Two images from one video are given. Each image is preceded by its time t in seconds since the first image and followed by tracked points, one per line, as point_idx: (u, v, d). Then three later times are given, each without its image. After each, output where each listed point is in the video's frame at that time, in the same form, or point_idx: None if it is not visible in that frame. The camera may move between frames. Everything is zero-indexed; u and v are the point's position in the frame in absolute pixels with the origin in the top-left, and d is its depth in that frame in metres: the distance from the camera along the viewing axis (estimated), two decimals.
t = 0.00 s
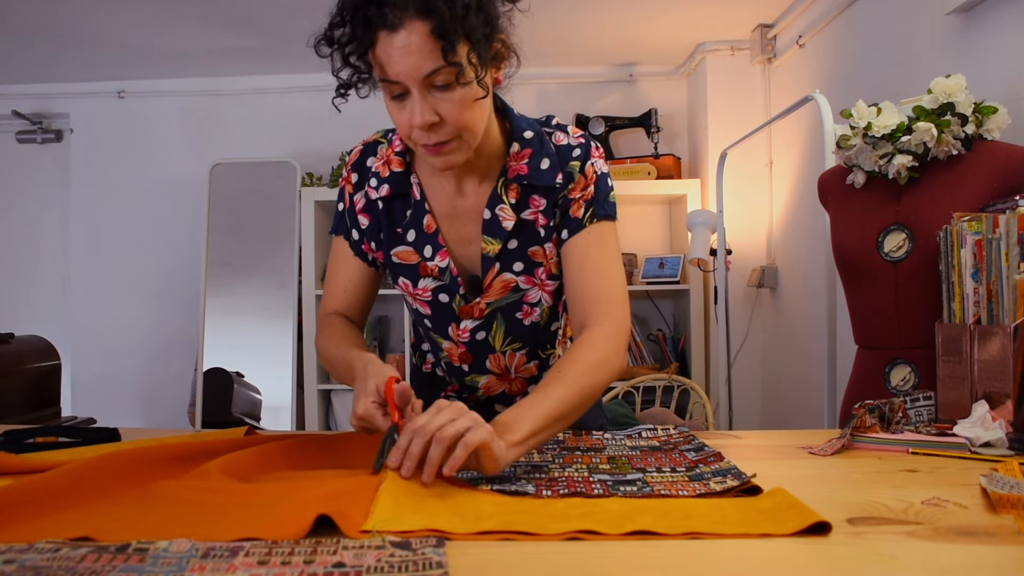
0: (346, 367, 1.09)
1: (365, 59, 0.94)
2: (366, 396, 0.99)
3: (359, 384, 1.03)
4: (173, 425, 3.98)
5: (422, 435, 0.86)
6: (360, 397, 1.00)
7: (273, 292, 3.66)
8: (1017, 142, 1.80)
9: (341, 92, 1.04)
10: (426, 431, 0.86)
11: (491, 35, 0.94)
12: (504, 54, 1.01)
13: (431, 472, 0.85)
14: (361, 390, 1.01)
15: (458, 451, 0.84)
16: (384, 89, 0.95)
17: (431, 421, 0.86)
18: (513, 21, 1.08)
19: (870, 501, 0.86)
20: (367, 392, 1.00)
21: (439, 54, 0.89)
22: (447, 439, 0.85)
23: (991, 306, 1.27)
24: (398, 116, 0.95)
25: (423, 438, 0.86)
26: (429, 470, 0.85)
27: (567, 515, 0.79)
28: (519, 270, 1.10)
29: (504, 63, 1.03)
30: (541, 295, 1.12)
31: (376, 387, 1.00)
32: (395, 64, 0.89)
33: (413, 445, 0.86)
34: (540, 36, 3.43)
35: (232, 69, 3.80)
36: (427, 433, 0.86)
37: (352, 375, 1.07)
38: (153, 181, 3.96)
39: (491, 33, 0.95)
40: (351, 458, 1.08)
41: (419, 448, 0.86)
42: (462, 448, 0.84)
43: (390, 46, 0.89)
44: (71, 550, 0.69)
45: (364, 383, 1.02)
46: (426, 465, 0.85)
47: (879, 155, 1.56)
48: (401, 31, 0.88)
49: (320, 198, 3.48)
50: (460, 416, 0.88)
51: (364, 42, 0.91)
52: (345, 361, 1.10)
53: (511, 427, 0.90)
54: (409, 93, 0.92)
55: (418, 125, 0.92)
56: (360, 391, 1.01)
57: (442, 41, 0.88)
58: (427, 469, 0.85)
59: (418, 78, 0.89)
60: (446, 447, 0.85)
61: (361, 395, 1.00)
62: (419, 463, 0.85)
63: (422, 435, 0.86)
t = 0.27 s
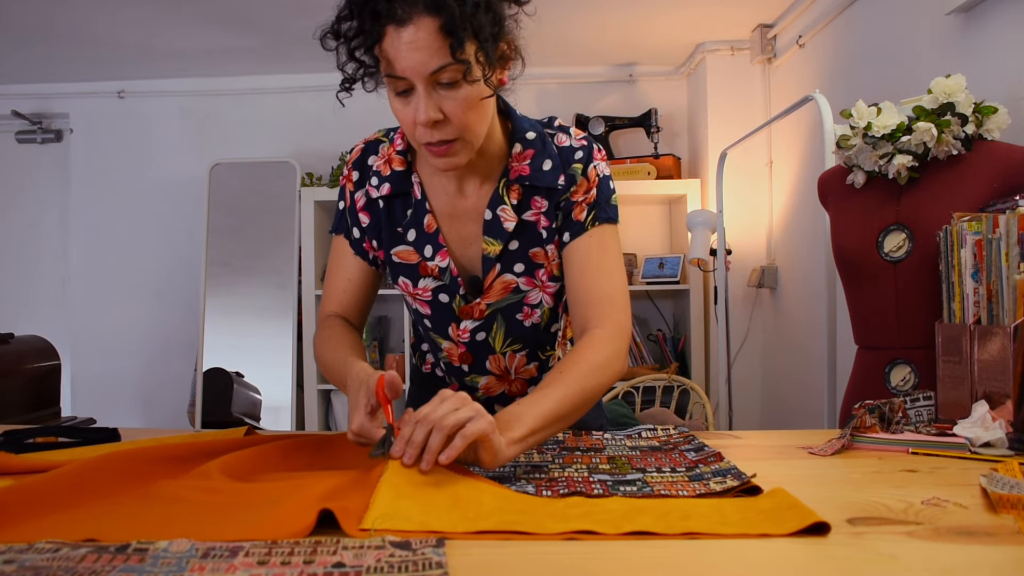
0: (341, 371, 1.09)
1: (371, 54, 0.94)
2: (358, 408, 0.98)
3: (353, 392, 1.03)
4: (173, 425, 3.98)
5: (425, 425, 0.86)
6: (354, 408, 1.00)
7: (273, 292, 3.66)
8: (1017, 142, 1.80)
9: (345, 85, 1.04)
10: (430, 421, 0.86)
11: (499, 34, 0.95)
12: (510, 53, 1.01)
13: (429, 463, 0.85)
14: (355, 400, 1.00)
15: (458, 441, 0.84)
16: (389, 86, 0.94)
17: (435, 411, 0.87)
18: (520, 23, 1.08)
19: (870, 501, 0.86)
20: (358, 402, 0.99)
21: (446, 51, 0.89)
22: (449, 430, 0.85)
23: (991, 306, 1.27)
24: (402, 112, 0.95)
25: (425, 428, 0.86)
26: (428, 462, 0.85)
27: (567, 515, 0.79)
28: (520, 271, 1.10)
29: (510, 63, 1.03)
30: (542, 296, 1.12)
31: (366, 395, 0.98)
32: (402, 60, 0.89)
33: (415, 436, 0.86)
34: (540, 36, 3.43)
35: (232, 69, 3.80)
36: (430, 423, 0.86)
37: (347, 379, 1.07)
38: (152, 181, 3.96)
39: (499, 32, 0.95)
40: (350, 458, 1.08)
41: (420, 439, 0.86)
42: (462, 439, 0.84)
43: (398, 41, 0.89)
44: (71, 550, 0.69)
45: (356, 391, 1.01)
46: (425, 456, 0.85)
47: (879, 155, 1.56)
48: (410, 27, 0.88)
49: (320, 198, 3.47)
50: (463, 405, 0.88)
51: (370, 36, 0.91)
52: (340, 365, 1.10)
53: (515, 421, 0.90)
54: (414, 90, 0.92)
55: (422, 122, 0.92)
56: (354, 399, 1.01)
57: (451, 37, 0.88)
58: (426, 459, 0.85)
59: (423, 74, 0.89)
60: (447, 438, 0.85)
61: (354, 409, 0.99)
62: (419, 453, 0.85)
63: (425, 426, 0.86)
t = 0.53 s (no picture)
0: (344, 375, 1.08)
1: (378, 50, 0.93)
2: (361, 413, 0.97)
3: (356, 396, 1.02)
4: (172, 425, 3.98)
5: (426, 424, 0.86)
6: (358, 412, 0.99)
7: (273, 292, 3.65)
8: (1016, 142, 1.80)
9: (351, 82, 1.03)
10: (431, 419, 0.86)
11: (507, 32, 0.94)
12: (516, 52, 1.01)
13: (429, 460, 0.85)
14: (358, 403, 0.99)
15: (459, 439, 0.84)
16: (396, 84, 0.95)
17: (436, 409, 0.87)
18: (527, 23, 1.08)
19: (869, 501, 0.86)
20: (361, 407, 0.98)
21: (454, 48, 0.89)
22: (450, 428, 0.85)
23: (992, 306, 1.27)
24: (408, 110, 0.95)
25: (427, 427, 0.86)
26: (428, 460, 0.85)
27: (567, 515, 0.79)
28: (524, 272, 1.10)
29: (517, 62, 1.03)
30: (546, 297, 1.12)
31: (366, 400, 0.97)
32: (409, 57, 0.89)
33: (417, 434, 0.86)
34: (539, 37, 3.43)
35: (232, 69, 3.79)
36: (432, 421, 0.86)
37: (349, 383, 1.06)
38: (152, 181, 3.96)
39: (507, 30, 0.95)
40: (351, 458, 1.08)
41: (422, 437, 0.86)
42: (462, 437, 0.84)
43: (405, 38, 0.89)
44: (71, 551, 0.69)
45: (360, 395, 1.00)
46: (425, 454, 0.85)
47: (879, 155, 1.56)
48: (418, 24, 0.88)
49: (319, 198, 3.47)
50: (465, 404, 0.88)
51: (378, 32, 0.91)
52: (342, 368, 1.09)
53: (516, 421, 0.90)
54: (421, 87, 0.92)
55: (429, 119, 0.92)
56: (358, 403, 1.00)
57: (459, 33, 0.88)
58: (427, 457, 0.85)
59: (430, 72, 0.90)
60: (448, 436, 0.85)
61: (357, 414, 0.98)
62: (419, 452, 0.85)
63: (426, 424, 0.86)
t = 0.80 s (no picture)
0: (349, 372, 1.08)
1: (384, 48, 0.93)
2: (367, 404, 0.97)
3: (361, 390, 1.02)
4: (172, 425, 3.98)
5: (426, 425, 0.86)
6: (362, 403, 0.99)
7: (273, 292, 3.65)
8: (1017, 142, 1.80)
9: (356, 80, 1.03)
10: (432, 420, 0.86)
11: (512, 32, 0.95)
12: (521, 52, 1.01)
13: (430, 462, 0.84)
14: (363, 395, 1.00)
15: (460, 440, 0.84)
16: (400, 82, 0.94)
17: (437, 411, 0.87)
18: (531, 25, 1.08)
19: (869, 501, 0.86)
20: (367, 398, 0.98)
21: (460, 47, 0.89)
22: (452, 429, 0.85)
23: (992, 306, 1.27)
24: (412, 109, 0.95)
25: (427, 428, 0.86)
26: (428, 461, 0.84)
27: (567, 515, 0.79)
28: (525, 273, 1.10)
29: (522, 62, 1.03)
30: (547, 297, 1.12)
31: (376, 394, 0.98)
32: (415, 55, 0.89)
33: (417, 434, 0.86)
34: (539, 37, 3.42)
35: (232, 69, 3.79)
36: (433, 422, 0.86)
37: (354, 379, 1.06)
38: (152, 181, 3.96)
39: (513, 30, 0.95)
40: (351, 459, 1.08)
41: (422, 438, 0.86)
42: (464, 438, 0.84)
43: (411, 37, 0.89)
44: (71, 551, 0.68)
45: (366, 389, 1.00)
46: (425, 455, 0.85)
47: (879, 155, 1.56)
48: (424, 23, 0.88)
49: (319, 198, 3.47)
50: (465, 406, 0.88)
51: (384, 31, 0.91)
52: (348, 364, 1.09)
53: (516, 423, 0.90)
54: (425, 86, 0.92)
55: (433, 118, 0.92)
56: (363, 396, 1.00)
57: (465, 32, 0.88)
58: (426, 458, 0.85)
59: (436, 70, 0.89)
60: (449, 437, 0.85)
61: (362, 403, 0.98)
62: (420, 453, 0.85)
63: (427, 425, 0.86)
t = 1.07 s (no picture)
0: (350, 372, 1.08)
1: (386, 44, 0.93)
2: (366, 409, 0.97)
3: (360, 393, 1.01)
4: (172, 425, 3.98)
5: (432, 420, 0.86)
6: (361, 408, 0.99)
7: (273, 292, 3.65)
8: (1017, 142, 1.80)
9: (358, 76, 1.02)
10: (438, 416, 0.86)
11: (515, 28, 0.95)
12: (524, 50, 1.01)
13: (435, 457, 0.84)
14: (362, 399, 0.99)
15: (466, 435, 0.83)
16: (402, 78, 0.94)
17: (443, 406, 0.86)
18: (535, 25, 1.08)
19: (869, 501, 0.86)
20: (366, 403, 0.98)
21: (463, 42, 0.89)
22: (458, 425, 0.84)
23: (991, 306, 1.27)
24: (414, 104, 0.95)
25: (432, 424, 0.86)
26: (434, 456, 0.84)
27: (567, 515, 0.79)
28: (527, 273, 1.10)
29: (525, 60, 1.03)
30: (548, 297, 1.12)
31: (375, 397, 0.97)
32: (417, 50, 0.89)
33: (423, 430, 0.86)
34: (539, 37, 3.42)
35: (232, 69, 3.79)
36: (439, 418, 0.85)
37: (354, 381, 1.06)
38: (152, 180, 3.96)
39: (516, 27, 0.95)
40: (351, 459, 1.07)
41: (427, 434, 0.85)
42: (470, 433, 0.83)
43: (414, 32, 0.89)
44: (71, 551, 0.68)
45: (365, 392, 1.00)
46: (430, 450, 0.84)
47: (878, 156, 1.56)
48: (427, 18, 0.88)
49: (319, 198, 3.47)
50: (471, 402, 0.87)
51: (387, 26, 0.90)
52: (348, 366, 1.09)
53: (519, 421, 0.90)
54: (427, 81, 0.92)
55: (435, 113, 0.92)
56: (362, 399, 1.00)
57: (469, 26, 0.88)
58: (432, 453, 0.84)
59: (439, 65, 0.89)
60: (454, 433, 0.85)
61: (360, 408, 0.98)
62: (425, 449, 0.85)
63: (432, 421, 0.86)
